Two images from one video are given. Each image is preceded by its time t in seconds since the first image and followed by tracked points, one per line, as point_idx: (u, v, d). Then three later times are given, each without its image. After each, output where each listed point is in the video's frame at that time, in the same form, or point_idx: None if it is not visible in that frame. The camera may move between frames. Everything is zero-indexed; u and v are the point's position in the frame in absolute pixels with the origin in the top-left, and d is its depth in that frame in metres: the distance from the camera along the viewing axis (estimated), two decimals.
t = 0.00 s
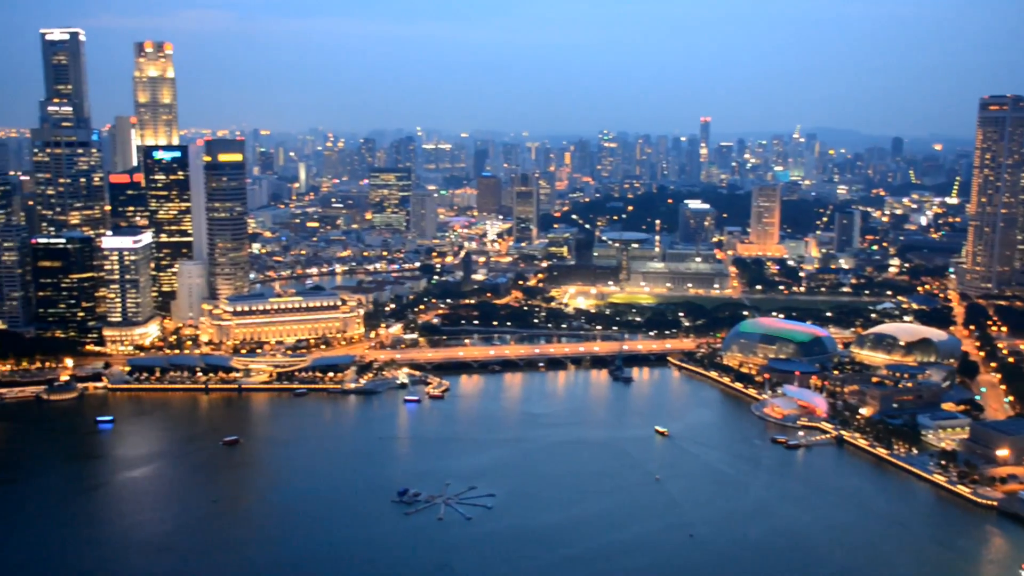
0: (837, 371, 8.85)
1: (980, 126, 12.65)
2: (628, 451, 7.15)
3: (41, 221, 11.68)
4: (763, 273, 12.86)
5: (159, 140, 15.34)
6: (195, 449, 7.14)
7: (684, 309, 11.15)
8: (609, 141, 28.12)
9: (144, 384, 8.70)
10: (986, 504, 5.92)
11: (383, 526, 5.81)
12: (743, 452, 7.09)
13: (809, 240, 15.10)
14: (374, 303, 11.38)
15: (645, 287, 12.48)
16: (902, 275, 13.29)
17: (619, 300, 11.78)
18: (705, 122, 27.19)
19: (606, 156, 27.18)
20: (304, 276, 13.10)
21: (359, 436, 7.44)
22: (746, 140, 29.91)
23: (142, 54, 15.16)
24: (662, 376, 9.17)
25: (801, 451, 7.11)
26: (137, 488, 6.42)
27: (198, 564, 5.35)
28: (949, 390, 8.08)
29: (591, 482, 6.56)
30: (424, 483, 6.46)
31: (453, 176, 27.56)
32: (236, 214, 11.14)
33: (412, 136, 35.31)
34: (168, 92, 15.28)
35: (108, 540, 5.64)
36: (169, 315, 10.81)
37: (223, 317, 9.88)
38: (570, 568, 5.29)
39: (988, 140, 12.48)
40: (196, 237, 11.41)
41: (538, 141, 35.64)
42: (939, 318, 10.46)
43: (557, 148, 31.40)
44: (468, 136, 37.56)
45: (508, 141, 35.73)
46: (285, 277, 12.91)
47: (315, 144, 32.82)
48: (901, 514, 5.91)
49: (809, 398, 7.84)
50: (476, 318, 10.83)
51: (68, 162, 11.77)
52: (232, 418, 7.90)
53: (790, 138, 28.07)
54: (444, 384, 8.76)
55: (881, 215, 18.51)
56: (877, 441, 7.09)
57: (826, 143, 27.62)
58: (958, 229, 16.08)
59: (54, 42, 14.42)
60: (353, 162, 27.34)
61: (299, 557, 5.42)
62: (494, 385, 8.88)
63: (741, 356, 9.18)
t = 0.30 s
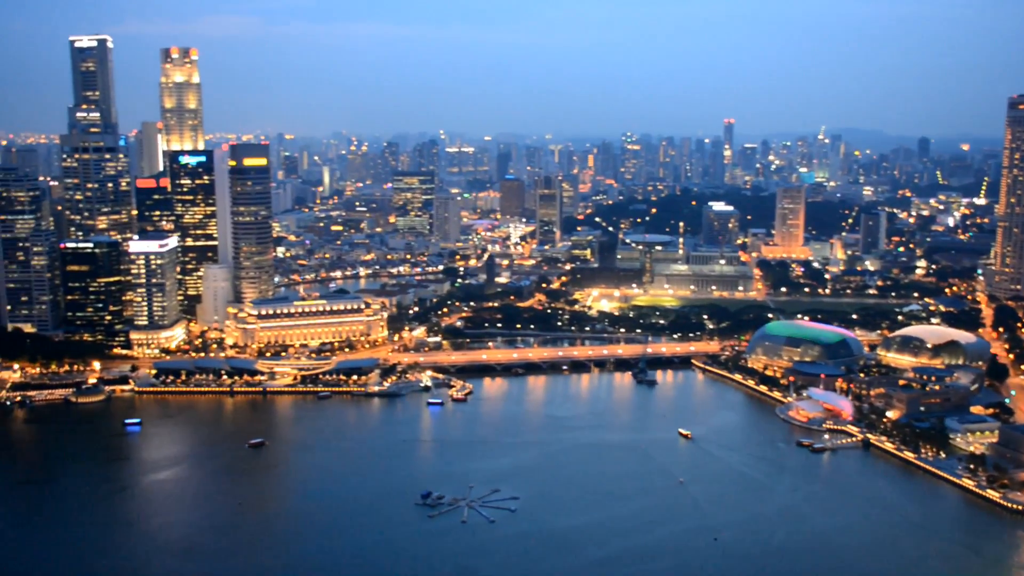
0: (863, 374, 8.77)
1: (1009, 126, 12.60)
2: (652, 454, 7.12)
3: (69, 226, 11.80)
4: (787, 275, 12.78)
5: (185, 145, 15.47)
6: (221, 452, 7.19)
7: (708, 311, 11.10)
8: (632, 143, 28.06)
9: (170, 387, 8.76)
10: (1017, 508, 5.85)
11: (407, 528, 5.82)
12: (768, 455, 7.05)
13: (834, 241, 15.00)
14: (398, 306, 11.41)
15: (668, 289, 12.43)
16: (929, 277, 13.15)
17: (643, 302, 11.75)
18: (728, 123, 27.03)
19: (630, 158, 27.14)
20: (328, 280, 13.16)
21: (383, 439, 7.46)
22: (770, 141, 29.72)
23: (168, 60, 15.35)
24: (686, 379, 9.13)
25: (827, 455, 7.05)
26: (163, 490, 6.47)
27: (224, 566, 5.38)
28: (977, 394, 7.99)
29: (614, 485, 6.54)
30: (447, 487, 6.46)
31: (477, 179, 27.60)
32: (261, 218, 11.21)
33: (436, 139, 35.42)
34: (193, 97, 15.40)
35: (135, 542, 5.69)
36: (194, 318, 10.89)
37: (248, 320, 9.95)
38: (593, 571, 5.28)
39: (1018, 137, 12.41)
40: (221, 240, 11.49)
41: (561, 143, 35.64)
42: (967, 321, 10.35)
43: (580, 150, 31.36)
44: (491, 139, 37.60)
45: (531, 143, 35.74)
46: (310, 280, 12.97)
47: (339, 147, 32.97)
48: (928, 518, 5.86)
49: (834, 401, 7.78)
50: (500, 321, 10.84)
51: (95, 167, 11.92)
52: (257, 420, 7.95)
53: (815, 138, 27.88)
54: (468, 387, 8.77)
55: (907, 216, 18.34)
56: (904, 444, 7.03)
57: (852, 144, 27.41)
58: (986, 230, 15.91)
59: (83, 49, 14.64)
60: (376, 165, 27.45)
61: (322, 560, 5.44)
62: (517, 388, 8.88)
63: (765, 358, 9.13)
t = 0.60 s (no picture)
0: (880, 382, 8.72)
1: None
2: (666, 459, 7.11)
3: (90, 223, 11.89)
4: (804, 281, 12.73)
5: (204, 144, 15.53)
6: (236, 450, 7.22)
7: (724, 317, 11.07)
8: (650, 147, 28.02)
9: (186, 384, 8.81)
10: None
11: (419, 530, 5.82)
12: (783, 463, 7.02)
13: (852, 249, 14.92)
14: (414, 307, 11.43)
15: (685, 295, 12.40)
16: (948, 285, 13.06)
17: (659, 307, 11.72)
18: (747, 129, 26.94)
19: (648, 163, 27.11)
20: (345, 280, 13.20)
21: (397, 440, 7.47)
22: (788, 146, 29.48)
23: (189, 59, 15.40)
24: (702, 385, 9.11)
25: (842, 463, 7.02)
26: (178, 487, 6.50)
27: (237, 564, 5.39)
28: (995, 404, 7.93)
29: (627, 490, 6.52)
30: (460, 489, 6.47)
31: (494, 182, 27.62)
32: (279, 218, 11.24)
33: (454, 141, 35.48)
34: (214, 97, 15.48)
35: (149, 538, 5.71)
36: (211, 317, 10.94)
37: (264, 319, 9.99)
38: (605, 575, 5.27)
39: None
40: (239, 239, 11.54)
41: (579, 146, 35.62)
42: (986, 330, 10.27)
43: (598, 154, 31.33)
44: (509, 141, 37.63)
45: (549, 146, 35.74)
46: (326, 281, 13.02)
47: (357, 148, 33.08)
48: (944, 529, 5.82)
49: (850, 409, 7.74)
50: (515, 323, 10.84)
51: (115, 165, 11.94)
52: (272, 419, 7.98)
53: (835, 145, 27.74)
54: (482, 389, 8.78)
55: (927, 224, 18.23)
56: (921, 454, 6.98)
57: (872, 151, 27.26)
58: (1007, 239, 15.78)
59: (105, 48, 14.69)
60: (394, 166, 27.52)
61: (335, 559, 5.45)
62: (532, 391, 8.88)
63: (781, 365, 9.09)
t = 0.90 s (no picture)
0: (907, 386, 8.63)
1: None
2: (691, 463, 7.08)
3: (118, 227, 12.02)
4: (831, 284, 12.63)
5: (231, 148, 15.62)
6: (262, 452, 7.26)
7: (749, 320, 11.02)
8: (675, 150, 27.95)
9: (213, 387, 8.87)
10: None
11: (444, 533, 5.83)
12: (810, 467, 6.96)
13: (879, 251, 14.79)
14: (438, 310, 11.46)
15: (710, 298, 12.35)
16: (978, 288, 12.91)
17: (684, 311, 11.68)
18: (773, 131, 26.75)
19: (672, 166, 27.05)
20: (370, 283, 13.25)
21: (422, 443, 7.48)
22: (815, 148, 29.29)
23: (216, 64, 15.48)
24: (727, 388, 9.06)
25: (869, 467, 6.95)
26: (206, 489, 6.54)
27: (262, 565, 5.42)
28: None
29: (653, 493, 6.50)
30: (485, 492, 6.47)
31: (518, 185, 27.65)
32: (304, 221, 11.28)
33: (479, 145, 35.56)
34: (240, 101, 15.60)
35: (176, 539, 5.75)
36: (238, 320, 11.01)
37: (290, 323, 10.04)
38: None
39: None
40: (265, 243, 11.61)
41: (604, 149, 35.56)
42: (1016, 333, 10.14)
43: (622, 157, 31.27)
44: (533, 144, 37.61)
45: (574, 149, 35.71)
46: (351, 284, 13.08)
47: (382, 151, 33.23)
48: (974, 535, 5.75)
49: (878, 413, 7.67)
50: (540, 327, 10.83)
51: (143, 169, 12.08)
52: (298, 422, 8.01)
53: (862, 146, 27.50)
54: (507, 393, 8.77)
55: (955, 226, 18.04)
56: (950, 459, 6.91)
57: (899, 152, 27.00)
58: None
59: (134, 54, 14.86)
60: (419, 170, 27.60)
61: (360, 561, 5.46)
62: (557, 394, 8.87)
63: (808, 369, 9.03)
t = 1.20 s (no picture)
0: (938, 393, 8.53)
1: None
2: (718, 468, 7.03)
3: (148, 229, 12.16)
4: (860, 288, 12.52)
5: (259, 151, 15.75)
6: (288, 454, 7.30)
7: (777, 325, 10.94)
8: (702, 154, 27.85)
9: (240, 389, 8.92)
10: None
11: (469, 536, 5.83)
12: (838, 473, 6.90)
13: (909, 256, 14.65)
14: (464, 313, 11.48)
15: (737, 302, 12.26)
16: (1010, 293, 12.74)
17: (710, 314, 11.62)
18: (801, 134, 26.54)
19: (699, 169, 26.97)
20: (396, 286, 13.29)
21: (448, 446, 7.49)
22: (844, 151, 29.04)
23: (245, 68, 15.69)
24: (754, 393, 9.00)
25: (899, 474, 6.88)
26: (233, 490, 6.58)
27: (288, 566, 5.45)
28: None
29: (678, 498, 6.46)
30: (510, 495, 6.46)
31: (545, 188, 27.64)
32: (331, 224, 11.33)
33: (505, 148, 35.60)
34: (268, 105, 15.72)
35: (204, 539, 5.80)
36: (265, 322, 11.07)
37: (316, 325, 10.09)
38: None
39: None
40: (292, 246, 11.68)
41: (631, 152, 35.48)
42: None
43: (649, 160, 31.19)
44: (560, 148, 37.59)
45: (601, 153, 35.65)
46: (378, 286, 13.13)
47: (409, 155, 33.34)
48: (1006, 544, 5.67)
49: (907, 419, 7.59)
50: (565, 330, 10.82)
51: (173, 173, 12.23)
52: (324, 424, 8.05)
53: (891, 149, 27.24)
54: (532, 396, 8.76)
55: (987, 230, 17.82)
56: (981, 466, 6.82)
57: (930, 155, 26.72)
58: None
59: (164, 58, 15.00)
60: (445, 173, 27.69)
61: (385, 563, 5.47)
62: (582, 398, 8.85)
63: (836, 374, 8.95)
